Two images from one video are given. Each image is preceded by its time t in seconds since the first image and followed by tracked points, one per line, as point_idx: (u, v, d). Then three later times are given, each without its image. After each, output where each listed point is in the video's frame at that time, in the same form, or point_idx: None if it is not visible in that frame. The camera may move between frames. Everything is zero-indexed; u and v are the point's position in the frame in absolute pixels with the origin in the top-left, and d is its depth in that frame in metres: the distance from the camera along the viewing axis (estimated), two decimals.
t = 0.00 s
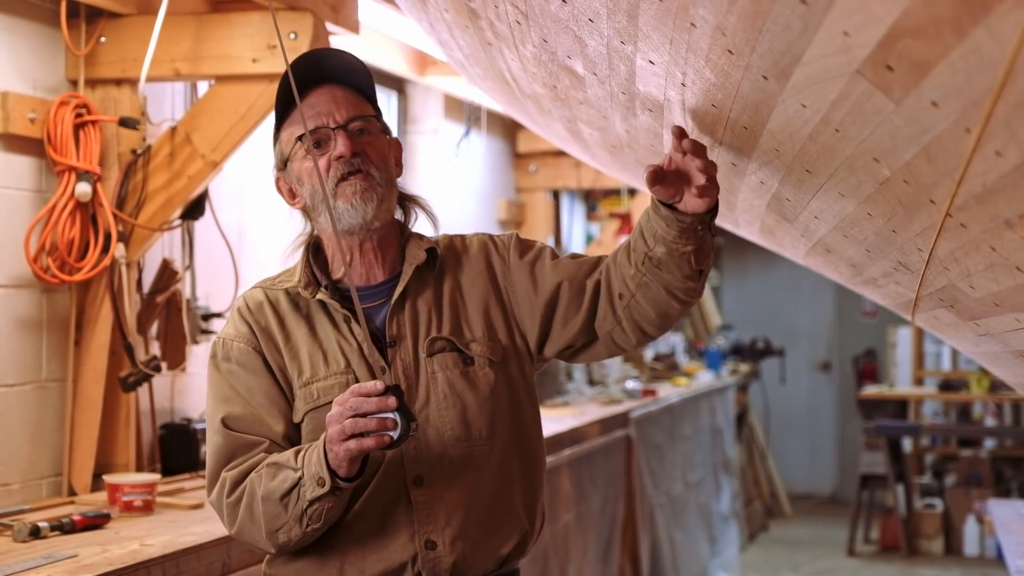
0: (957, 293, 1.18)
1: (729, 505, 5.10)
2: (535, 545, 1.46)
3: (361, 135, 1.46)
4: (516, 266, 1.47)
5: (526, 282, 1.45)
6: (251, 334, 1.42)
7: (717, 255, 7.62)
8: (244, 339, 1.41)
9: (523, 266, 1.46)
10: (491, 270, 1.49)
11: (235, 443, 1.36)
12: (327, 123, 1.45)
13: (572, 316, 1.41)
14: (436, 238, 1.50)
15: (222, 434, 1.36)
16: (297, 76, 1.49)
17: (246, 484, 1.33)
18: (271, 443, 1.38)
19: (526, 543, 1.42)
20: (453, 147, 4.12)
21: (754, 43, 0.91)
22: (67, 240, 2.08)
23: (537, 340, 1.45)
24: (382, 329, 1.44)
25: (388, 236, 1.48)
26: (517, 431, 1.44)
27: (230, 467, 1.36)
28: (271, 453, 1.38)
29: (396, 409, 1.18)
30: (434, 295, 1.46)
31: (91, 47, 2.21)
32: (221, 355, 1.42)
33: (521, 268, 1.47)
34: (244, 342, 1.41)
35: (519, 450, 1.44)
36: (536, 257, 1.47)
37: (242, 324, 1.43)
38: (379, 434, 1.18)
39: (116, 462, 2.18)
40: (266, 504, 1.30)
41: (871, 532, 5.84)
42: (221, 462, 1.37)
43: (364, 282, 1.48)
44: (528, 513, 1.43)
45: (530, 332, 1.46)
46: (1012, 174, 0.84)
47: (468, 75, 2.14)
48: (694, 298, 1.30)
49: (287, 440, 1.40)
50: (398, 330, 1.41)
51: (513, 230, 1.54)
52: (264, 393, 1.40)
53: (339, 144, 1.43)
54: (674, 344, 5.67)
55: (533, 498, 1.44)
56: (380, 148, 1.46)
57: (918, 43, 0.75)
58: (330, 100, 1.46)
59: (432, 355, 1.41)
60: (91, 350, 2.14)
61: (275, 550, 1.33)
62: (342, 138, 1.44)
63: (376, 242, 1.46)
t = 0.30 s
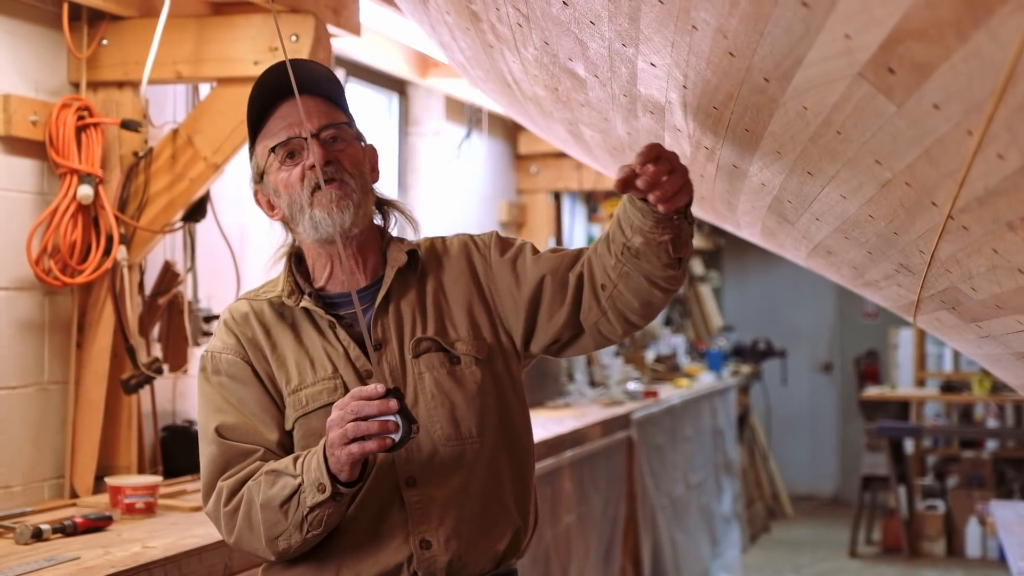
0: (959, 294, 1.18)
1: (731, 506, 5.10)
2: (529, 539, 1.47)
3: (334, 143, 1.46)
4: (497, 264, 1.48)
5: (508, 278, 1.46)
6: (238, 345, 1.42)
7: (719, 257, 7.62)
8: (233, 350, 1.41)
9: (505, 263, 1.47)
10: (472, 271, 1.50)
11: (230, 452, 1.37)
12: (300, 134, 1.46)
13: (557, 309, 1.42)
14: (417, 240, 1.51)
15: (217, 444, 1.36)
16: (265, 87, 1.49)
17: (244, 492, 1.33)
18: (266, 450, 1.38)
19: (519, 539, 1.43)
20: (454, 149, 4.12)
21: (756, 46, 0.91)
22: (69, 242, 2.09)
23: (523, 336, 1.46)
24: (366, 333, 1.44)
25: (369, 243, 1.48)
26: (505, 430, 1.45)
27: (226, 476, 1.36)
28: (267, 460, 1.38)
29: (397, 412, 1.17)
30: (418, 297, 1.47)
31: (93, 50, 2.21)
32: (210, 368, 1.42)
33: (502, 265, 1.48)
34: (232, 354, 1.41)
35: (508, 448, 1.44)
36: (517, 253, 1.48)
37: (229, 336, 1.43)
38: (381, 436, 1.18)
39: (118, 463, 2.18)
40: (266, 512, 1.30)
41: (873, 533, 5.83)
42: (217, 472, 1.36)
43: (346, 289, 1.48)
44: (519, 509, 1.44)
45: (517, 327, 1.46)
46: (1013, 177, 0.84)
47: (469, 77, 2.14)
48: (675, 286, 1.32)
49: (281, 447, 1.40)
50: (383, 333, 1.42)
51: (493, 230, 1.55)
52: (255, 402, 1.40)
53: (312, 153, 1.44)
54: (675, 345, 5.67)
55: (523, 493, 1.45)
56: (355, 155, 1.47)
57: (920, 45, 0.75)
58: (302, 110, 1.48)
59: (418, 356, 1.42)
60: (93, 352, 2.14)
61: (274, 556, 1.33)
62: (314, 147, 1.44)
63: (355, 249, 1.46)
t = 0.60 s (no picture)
0: (961, 296, 1.18)
1: (732, 508, 5.10)
2: (505, 534, 1.49)
3: (304, 143, 1.49)
4: (467, 260, 1.50)
5: (479, 274, 1.49)
6: (215, 348, 1.42)
7: (721, 258, 7.62)
8: (209, 353, 1.41)
9: (475, 259, 1.49)
10: (443, 267, 1.52)
11: (209, 453, 1.36)
12: (270, 136, 1.49)
13: (528, 301, 1.44)
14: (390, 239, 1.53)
15: (196, 444, 1.36)
16: (234, 93, 1.51)
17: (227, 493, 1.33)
18: (246, 451, 1.38)
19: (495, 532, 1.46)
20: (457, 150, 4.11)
21: (758, 48, 0.91)
22: (71, 244, 2.09)
23: (495, 331, 1.48)
24: (342, 331, 1.45)
25: (342, 241, 1.50)
26: (478, 425, 1.47)
27: (207, 478, 1.36)
28: (247, 461, 1.37)
29: (395, 415, 1.19)
30: (391, 294, 1.47)
31: (95, 52, 2.21)
32: (186, 372, 1.42)
33: (472, 261, 1.50)
34: (208, 356, 1.41)
35: (482, 443, 1.47)
36: (485, 250, 1.50)
37: (204, 340, 1.43)
38: (378, 439, 1.18)
39: (120, 465, 2.18)
40: (255, 514, 1.30)
41: (875, 535, 5.83)
42: (196, 472, 1.36)
43: (320, 289, 1.50)
44: (494, 504, 1.46)
45: (489, 322, 1.49)
46: (1016, 179, 0.84)
47: (471, 79, 2.14)
48: (641, 266, 1.35)
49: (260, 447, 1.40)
50: (357, 331, 1.43)
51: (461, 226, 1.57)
52: (234, 403, 1.40)
53: (283, 154, 1.47)
54: (676, 347, 5.66)
55: (499, 489, 1.47)
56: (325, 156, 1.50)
57: (922, 48, 0.75)
58: (271, 113, 1.51)
59: (392, 353, 1.42)
60: (95, 354, 2.14)
61: (260, 558, 1.33)
62: (285, 148, 1.47)
63: (329, 249, 1.48)
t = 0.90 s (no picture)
0: (964, 297, 1.18)
1: (734, 509, 5.10)
2: (473, 535, 1.51)
3: (274, 144, 1.50)
4: (439, 263, 1.55)
5: (449, 276, 1.53)
6: (189, 344, 1.42)
7: (723, 259, 7.62)
8: (183, 348, 1.41)
9: (445, 262, 1.54)
10: (416, 269, 1.56)
11: (185, 445, 1.35)
12: (238, 138, 1.50)
13: (495, 303, 1.50)
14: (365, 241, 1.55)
15: (171, 436, 1.35)
16: (202, 96, 1.52)
17: (207, 488, 1.31)
18: (222, 445, 1.37)
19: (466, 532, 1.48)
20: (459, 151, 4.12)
21: (760, 49, 0.91)
22: (73, 245, 2.09)
23: (465, 330, 1.53)
24: (317, 328, 1.46)
25: (313, 240, 1.51)
26: (449, 422, 1.49)
27: (183, 471, 1.34)
28: (223, 455, 1.36)
29: (391, 419, 1.20)
30: (366, 293, 1.49)
31: (98, 53, 2.21)
32: (159, 368, 1.41)
33: (444, 264, 1.54)
34: (183, 351, 1.41)
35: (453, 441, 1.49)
36: (456, 253, 1.54)
37: (179, 336, 1.43)
38: (373, 441, 1.19)
39: (123, 466, 2.18)
40: (240, 511, 1.28)
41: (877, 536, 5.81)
42: (170, 464, 1.34)
43: (294, 287, 1.50)
44: (464, 503, 1.49)
45: (458, 323, 1.53)
46: (1019, 179, 0.84)
47: (473, 80, 2.14)
48: (604, 265, 1.43)
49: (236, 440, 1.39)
50: (333, 327, 1.45)
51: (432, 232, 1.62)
52: (209, 397, 1.39)
53: (251, 155, 1.48)
54: (679, 348, 5.66)
55: (468, 487, 1.49)
56: (295, 156, 1.51)
57: (925, 48, 0.75)
58: (240, 115, 1.52)
59: (368, 348, 1.44)
60: (98, 356, 2.15)
61: (240, 554, 1.32)
62: (253, 149, 1.49)
63: (300, 246, 1.49)
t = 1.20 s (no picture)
0: (969, 297, 1.17)
1: (738, 510, 5.09)
2: (454, 536, 1.54)
3: (260, 147, 1.51)
4: (419, 266, 1.57)
5: (430, 278, 1.55)
6: (171, 344, 1.41)
7: (726, 260, 7.61)
8: (166, 348, 1.40)
9: (426, 265, 1.56)
10: (396, 272, 1.58)
11: (169, 443, 1.34)
12: (225, 138, 1.50)
13: (476, 307, 1.52)
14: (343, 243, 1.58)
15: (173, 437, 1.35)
16: (189, 98, 1.52)
17: (196, 486, 1.30)
18: (207, 443, 1.36)
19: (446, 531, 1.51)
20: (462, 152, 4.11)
21: (765, 49, 0.91)
22: (78, 246, 2.09)
23: (445, 331, 1.55)
24: (299, 328, 1.47)
25: (295, 244, 1.52)
26: (428, 424, 1.52)
27: (170, 469, 1.32)
28: (207, 453, 1.35)
29: (389, 420, 1.21)
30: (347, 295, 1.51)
31: (102, 55, 2.21)
32: (140, 369, 1.39)
33: (424, 267, 1.56)
34: (165, 352, 1.39)
35: (433, 442, 1.51)
36: (436, 256, 1.57)
37: (160, 336, 1.42)
38: (370, 443, 1.20)
39: (127, 467, 2.19)
40: (231, 510, 1.27)
41: (881, 538, 5.80)
42: (155, 461, 1.33)
43: (275, 289, 1.51)
44: (444, 504, 1.51)
45: (439, 325, 1.55)
46: None
47: (476, 81, 2.14)
48: (588, 271, 1.46)
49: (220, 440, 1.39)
50: (316, 328, 1.46)
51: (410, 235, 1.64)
52: (193, 397, 1.38)
53: (239, 156, 1.49)
54: (682, 349, 5.66)
55: (449, 488, 1.52)
56: (281, 160, 1.51)
57: (931, 48, 0.75)
58: (227, 117, 1.52)
59: (350, 349, 1.46)
60: (101, 357, 2.15)
61: (226, 552, 1.31)
62: (240, 150, 1.49)
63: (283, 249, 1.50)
